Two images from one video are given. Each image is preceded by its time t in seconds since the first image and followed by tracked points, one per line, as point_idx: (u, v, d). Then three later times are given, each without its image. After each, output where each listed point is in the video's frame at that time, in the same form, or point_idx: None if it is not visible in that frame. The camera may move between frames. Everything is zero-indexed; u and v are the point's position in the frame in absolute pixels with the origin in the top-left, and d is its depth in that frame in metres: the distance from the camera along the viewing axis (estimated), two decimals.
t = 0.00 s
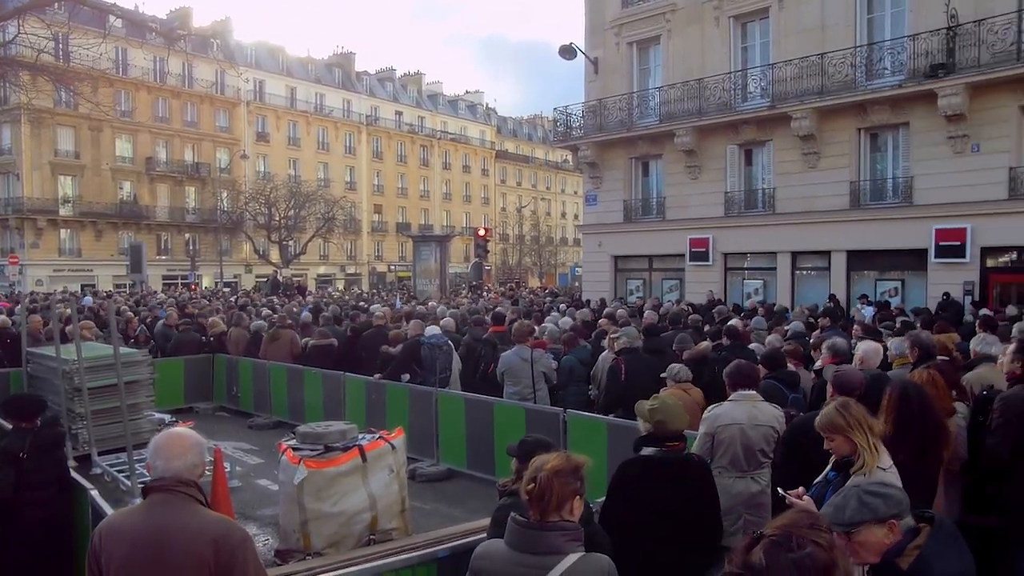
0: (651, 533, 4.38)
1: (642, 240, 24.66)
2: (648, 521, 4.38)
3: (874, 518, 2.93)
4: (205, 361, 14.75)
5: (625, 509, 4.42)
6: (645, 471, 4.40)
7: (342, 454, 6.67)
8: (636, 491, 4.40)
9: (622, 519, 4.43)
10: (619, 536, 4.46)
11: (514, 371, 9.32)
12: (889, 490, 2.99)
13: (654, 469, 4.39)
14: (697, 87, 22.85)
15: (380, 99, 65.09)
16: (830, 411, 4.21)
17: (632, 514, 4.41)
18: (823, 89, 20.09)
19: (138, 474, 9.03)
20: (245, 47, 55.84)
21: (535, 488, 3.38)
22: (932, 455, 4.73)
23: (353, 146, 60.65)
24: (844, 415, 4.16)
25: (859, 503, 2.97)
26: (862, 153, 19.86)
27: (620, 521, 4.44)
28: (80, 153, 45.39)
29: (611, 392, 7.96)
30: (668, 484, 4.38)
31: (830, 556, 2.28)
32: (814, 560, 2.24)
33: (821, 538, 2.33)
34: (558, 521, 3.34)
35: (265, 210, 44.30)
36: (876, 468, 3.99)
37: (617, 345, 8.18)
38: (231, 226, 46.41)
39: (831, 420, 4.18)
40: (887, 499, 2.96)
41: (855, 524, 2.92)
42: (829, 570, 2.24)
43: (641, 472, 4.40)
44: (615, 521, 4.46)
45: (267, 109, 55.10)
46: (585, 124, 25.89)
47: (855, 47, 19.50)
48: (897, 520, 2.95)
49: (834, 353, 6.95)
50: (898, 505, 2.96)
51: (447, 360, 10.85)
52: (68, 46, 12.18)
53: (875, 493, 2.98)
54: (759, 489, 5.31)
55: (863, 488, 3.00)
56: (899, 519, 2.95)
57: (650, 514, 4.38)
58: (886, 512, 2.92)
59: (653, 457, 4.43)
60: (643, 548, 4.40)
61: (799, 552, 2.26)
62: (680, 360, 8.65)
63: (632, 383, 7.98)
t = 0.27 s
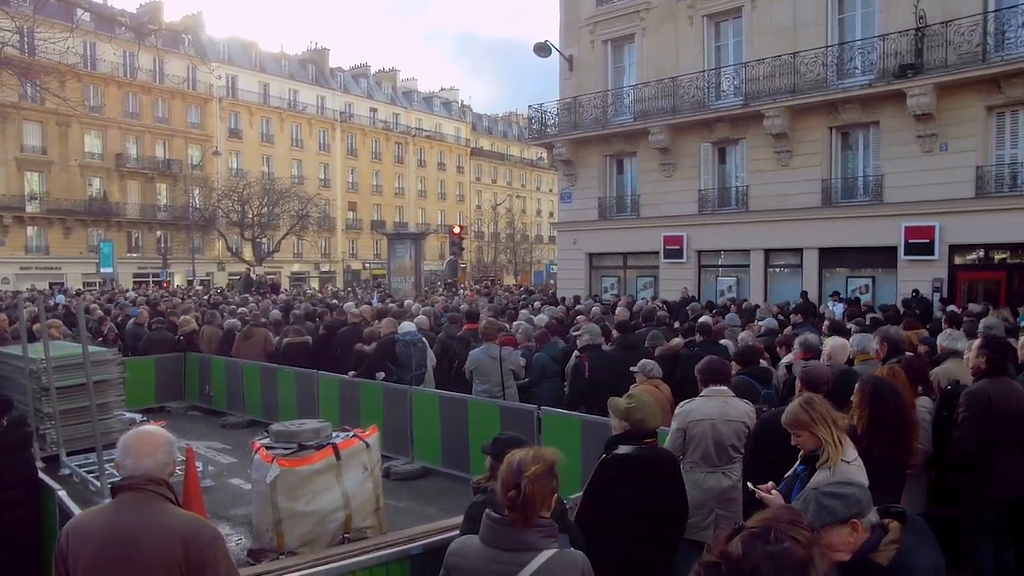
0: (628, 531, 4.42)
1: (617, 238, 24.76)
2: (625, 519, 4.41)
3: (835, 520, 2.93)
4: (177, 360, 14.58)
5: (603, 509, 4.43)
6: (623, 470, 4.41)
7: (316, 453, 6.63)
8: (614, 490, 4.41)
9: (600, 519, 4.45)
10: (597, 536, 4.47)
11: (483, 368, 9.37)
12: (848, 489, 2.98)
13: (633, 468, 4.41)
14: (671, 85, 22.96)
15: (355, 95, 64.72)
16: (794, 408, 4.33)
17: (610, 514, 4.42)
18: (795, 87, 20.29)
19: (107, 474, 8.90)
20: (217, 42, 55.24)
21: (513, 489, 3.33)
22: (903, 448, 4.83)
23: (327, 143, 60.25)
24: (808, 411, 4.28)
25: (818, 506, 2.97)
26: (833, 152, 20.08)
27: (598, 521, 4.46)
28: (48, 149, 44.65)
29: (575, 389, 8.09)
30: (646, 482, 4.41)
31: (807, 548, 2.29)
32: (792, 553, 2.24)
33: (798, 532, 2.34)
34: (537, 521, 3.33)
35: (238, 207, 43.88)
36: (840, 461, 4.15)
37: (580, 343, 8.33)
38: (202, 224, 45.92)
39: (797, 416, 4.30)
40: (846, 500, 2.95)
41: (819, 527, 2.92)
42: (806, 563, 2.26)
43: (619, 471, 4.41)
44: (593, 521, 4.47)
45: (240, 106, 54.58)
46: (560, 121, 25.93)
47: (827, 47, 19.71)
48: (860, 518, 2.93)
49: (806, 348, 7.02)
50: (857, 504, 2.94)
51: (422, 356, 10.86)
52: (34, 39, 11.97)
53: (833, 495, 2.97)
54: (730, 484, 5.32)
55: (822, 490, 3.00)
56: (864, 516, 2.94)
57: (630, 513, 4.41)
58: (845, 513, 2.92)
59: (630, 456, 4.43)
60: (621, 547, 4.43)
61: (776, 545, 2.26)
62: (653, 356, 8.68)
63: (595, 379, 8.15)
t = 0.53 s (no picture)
0: (611, 526, 4.38)
1: (590, 234, 24.82)
2: (609, 513, 4.37)
3: (790, 505, 2.93)
4: (146, 358, 14.38)
5: (586, 505, 4.39)
6: (607, 464, 4.39)
7: (286, 450, 6.56)
8: (597, 485, 4.38)
9: (583, 515, 4.40)
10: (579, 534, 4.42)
11: (450, 365, 9.35)
12: (807, 478, 3.00)
13: (615, 461, 4.39)
14: (643, 82, 23.04)
15: (327, 91, 64.25)
16: (758, 405, 4.44)
17: (593, 509, 4.38)
18: (766, 85, 20.45)
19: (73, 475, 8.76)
20: (186, 36, 54.52)
21: (500, 489, 3.29)
22: (870, 441, 4.87)
23: (299, 139, 59.77)
24: (772, 408, 4.38)
25: (778, 489, 2.96)
26: (803, 149, 20.28)
27: (581, 518, 4.40)
28: (11, 143, 43.79)
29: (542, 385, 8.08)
30: (629, 476, 4.41)
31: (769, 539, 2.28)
32: (754, 544, 2.24)
33: (759, 524, 2.34)
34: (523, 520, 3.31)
35: (208, 203, 43.36)
36: (804, 454, 4.30)
37: (546, 339, 8.38)
38: (171, 220, 45.32)
39: (761, 413, 4.41)
40: (805, 487, 2.97)
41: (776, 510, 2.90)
42: (768, 554, 2.24)
43: (602, 466, 4.39)
44: (575, 519, 4.42)
45: (210, 100, 53.94)
46: (533, 118, 25.94)
47: (797, 45, 19.90)
48: (812, 508, 2.95)
49: (774, 343, 7.08)
50: (814, 493, 2.97)
51: (394, 353, 10.78)
52: None
53: (793, 481, 2.98)
54: (698, 478, 5.38)
55: (782, 475, 3.00)
56: (817, 507, 2.96)
57: (614, 507, 4.38)
58: (803, 500, 2.93)
59: (616, 449, 4.41)
60: (604, 544, 4.37)
61: (738, 535, 2.26)
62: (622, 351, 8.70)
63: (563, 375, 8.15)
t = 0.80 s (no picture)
0: (598, 517, 4.27)
1: (562, 228, 24.84)
2: (595, 504, 4.28)
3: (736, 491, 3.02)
4: (112, 354, 14.17)
5: (572, 497, 4.29)
6: (592, 454, 4.32)
7: (255, 445, 6.48)
8: (582, 477, 4.29)
9: (568, 507, 4.29)
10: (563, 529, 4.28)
11: (421, 360, 9.32)
12: (754, 470, 3.10)
13: (598, 451, 4.33)
14: (616, 76, 23.06)
15: (298, 83, 63.64)
16: (723, 398, 4.45)
17: (578, 501, 4.28)
18: (737, 80, 20.57)
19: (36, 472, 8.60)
20: (154, 26, 53.69)
21: (471, 482, 3.22)
22: (836, 432, 4.93)
23: (270, 132, 59.17)
24: (737, 400, 4.40)
25: (727, 475, 3.04)
26: (774, 144, 20.43)
27: (567, 510, 4.29)
28: None
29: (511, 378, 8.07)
30: (612, 466, 4.34)
31: (724, 526, 2.28)
32: (708, 533, 2.23)
33: (717, 512, 2.34)
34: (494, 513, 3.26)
35: (176, 196, 42.79)
36: (769, 445, 4.33)
37: (509, 333, 8.27)
38: (139, 213, 44.67)
39: (727, 405, 4.42)
40: (752, 476, 3.07)
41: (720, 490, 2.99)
42: (723, 542, 2.23)
43: (586, 456, 4.32)
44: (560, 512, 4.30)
45: (178, 92, 53.19)
46: (506, 112, 25.90)
47: (767, 40, 20.02)
48: (755, 498, 3.05)
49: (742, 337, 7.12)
50: (760, 485, 3.07)
51: (364, 348, 10.83)
52: None
53: (743, 470, 3.08)
54: (665, 471, 5.32)
55: (732, 463, 3.09)
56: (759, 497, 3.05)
57: (600, 497, 4.28)
58: (749, 488, 3.03)
59: (601, 439, 4.36)
60: (590, 536, 4.25)
61: (692, 524, 2.26)
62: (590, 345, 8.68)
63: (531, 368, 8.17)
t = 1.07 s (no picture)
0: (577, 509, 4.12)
1: (537, 222, 24.82)
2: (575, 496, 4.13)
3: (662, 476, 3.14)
4: (80, 348, 13.95)
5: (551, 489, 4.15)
6: (571, 445, 4.20)
7: (224, 441, 6.37)
8: (567, 470, 4.15)
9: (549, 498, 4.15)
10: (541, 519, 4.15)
11: (393, 354, 9.25)
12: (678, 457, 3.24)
13: (582, 444, 4.22)
14: (589, 69, 23.04)
15: (271, 75, 62.99)
16: (689, 392, 4.44)
17: (557, 494, 4.13)
18: (710, 74, 20.64)
19: None
20: (122, 15, 52.81)
21: (442, 477, 3.17)
22: (804, 424, 4.95)
23: (241, 124, 58.53)
24: (704, 394, 4.39)
25: (653, 461, 3.16)
26: (747, 138, 20.53)
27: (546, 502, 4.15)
28: None
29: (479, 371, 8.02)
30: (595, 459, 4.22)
31: (654, 511, 2.37)
32: (638, 517, 2.32)
33: (650, 497, 2.43)
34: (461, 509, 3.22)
35: (146, 188, 42.23)
36: (736, 438, 4.34)
37: (474, 324, 8.31)
38: (109, 206, 44.04)
39: (693, 400, 4.42)
40: (677, 463, 3.20)
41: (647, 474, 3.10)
42: (652, 527, 2.32)
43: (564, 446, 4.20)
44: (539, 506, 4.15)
45: (148, 83, 52.43)
46: (479, 105, 25.81)
47: (740, 35, 20.09)
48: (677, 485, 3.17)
49: (714, 330, 7.13)
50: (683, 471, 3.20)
51: (336, 343, 10.69)
52: None
53: (669, 456, 3.20)
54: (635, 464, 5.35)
55: (660, 449, 3.21)
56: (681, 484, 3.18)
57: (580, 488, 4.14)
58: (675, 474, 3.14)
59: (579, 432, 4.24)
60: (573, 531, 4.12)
61: (624, 507, 2.35)
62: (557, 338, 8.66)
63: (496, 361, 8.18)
